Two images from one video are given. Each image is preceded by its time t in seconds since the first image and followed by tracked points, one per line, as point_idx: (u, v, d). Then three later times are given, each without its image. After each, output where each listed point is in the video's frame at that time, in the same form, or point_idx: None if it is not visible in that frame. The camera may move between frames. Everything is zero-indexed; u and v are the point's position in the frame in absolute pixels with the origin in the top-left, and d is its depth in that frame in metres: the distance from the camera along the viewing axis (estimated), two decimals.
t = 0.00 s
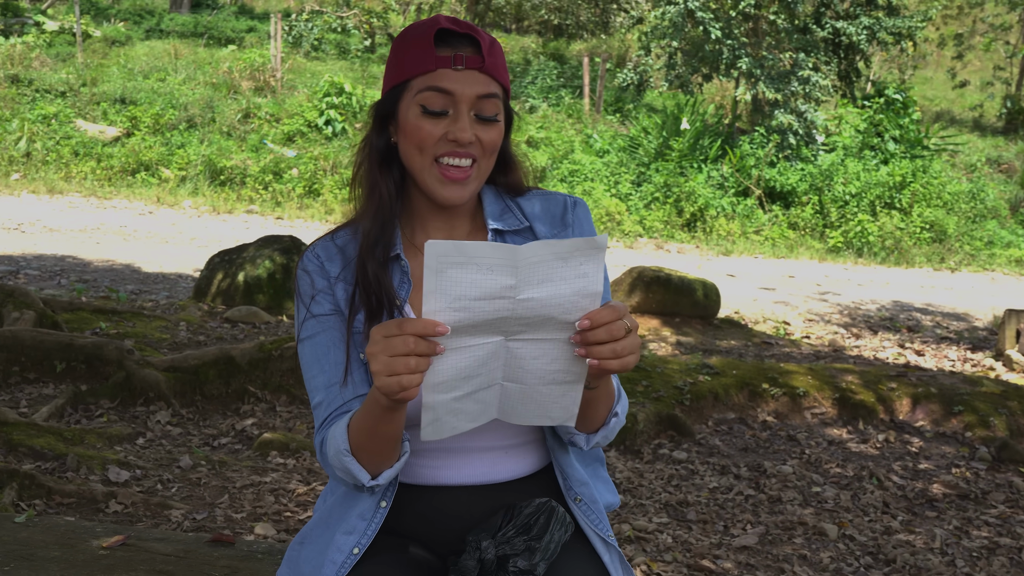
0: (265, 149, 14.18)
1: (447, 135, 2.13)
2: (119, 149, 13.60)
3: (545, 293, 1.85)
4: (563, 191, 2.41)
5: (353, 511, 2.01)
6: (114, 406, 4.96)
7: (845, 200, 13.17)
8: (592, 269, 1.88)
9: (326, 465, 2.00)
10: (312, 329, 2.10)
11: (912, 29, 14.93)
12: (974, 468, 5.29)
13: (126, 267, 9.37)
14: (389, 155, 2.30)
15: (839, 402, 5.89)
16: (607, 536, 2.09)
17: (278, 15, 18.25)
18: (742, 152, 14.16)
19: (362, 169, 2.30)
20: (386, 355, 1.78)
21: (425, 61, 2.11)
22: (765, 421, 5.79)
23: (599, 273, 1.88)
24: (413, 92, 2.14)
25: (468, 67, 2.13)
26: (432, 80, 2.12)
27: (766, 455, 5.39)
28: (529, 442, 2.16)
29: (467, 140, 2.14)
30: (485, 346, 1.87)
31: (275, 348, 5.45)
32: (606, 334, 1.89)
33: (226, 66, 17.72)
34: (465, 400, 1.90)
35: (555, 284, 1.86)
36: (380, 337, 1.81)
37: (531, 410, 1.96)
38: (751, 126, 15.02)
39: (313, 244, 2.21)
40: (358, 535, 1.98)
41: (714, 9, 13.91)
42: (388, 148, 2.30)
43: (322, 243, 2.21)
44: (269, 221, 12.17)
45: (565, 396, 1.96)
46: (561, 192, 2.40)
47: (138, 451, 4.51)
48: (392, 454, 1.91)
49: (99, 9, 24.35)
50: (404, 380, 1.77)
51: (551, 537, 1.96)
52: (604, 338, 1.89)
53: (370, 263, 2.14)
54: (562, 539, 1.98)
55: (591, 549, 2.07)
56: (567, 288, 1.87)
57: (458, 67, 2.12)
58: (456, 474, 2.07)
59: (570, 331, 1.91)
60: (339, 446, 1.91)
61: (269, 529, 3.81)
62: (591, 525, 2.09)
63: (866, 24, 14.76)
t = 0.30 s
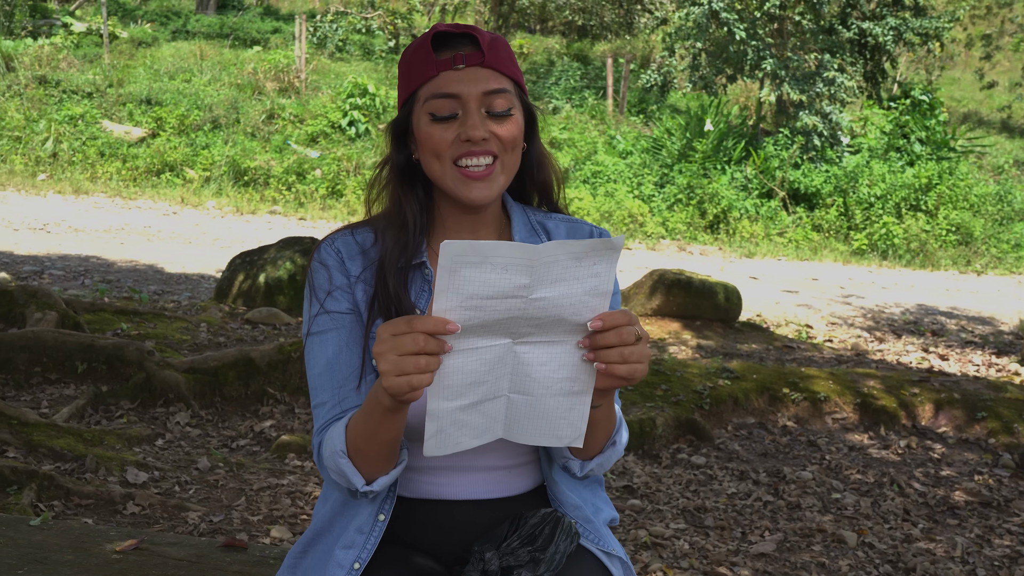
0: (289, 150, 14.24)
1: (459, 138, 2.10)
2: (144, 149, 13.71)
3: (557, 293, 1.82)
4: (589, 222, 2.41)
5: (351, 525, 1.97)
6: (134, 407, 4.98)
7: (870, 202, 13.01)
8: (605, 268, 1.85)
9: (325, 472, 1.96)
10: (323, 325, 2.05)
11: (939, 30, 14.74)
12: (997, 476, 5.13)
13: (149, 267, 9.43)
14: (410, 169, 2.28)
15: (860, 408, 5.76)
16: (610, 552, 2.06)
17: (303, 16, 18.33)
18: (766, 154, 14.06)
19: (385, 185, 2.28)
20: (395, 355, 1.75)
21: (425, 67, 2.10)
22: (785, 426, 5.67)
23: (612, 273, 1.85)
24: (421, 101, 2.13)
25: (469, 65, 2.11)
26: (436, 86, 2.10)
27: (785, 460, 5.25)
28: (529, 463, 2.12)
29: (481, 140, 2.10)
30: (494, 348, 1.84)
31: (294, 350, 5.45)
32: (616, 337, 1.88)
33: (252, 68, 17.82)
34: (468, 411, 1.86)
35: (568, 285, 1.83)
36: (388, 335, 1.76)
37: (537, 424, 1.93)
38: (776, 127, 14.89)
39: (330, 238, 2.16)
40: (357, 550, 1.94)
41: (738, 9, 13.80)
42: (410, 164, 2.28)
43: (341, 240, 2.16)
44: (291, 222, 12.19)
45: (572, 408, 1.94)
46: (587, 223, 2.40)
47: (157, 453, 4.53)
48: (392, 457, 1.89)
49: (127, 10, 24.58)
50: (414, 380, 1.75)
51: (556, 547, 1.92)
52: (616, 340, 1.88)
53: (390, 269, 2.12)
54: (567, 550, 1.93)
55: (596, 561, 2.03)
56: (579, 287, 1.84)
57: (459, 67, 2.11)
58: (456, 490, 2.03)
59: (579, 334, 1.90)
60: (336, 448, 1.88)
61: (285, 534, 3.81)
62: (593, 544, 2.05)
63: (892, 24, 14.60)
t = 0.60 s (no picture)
0: (301, 149, 14.24)
1: (467, 144, 2.06)
2: (157, 149, 13.73)
3: (567, 309, 1.79)
4: (599, 228, 2.36)
5: (357, 535, 1.94)
6: (143, 407, 4.98)
7: (884, 202, 12.88)
8: (615, 283, 1.82)
9: (329, 485, 1.93)
10: (327, 335, 2.03)
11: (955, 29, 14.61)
12: (1013, 479, 5.04)
13: (161, 267, 9.44)
14: (414, 176, 2.25)
15: (874, 410, 5.68)
16: (617, 558, 2.05)
17: (315, 16, 18.34)
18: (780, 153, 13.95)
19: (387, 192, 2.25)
20: (399, 378, 1.71)
21: (431, 70, 2.07)
22: (798, 428, 5.60)
23: (621, 288, 1.83)
24: (426, 106, 2.09)
25: (475, 68, 2.08)
26: (443, 89, 2.07)
27: (798, 462, 5.19)
28: (535, 470, 2.08)
29: (489, 146, 2.07)
30: (501, 365, 1.81)
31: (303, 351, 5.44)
32: (626, 355, 1.84)
33: (264, 67, 17.83)
34: (473, 425, 1.85)
35: (578, 301, 1.80)
36: (391, 358, 1.73)
37: (540, 437, 1.92)
38: (790, 127, 14.79)
39: (332, 245, 2.13)
40: (362, 560, 1.92)
41: (752, 8, 13.71)
42: (413, 171, 2.25)
43: (343, 248, 2.14)
44: (303, 222, 12.18)
45: (578, 425, 1.91)
46: (596, 229, 2.36)
47: (165, 454, 4.52)
48: (400, 474, 1.85)
49: (141, 10, 24.66)
50: (419, 404, 1.71)
51: (564, 556, 1.89)
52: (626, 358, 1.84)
53: (394, 279, 2.09)
54: (575, 559, 1.90)
55: (603, 566, 2.01)
56: (590, 302, 1.81)
57: (466, 70, 2.08)
58: (461, 499, 1.99)
59: (588, 351, 1.86)
60: (343, 465, 1.85)
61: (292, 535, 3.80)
62: (601, 551, 2.04)
63: (907, 23, 14.47)
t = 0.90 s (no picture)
0: (303, 148, 14.19)
1: (474, 143, 2.02)
2: (159, 148, 13.69)
3: (568, 311, 1.74)
4: (596, 221, 2.32)
5: (353, 544, 1.90)
6: (142, 408, 4.94)
7: (888, 201, 12.81)
8: (620, 285, 1.77)
9: (324, 493, 1.88)
10: (319, 339, 1.99)
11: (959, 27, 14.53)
12: (1020, 480, 4.98)
13: (162, 266, 9.40)
14: (410, 172, 2.19)
15: (879, 410, 5.62)
16: (623, 564, 2.00)
17: (317, 14, 18.29)
18: (783, 151, 13.89)
19: (381, 188, 2.20)
20: (393, 381, 1.66)
21: (440, 64, 2.01)
22: (803, 429, 5.54)
23: (627, 290, 1.78)
24: (432, 101, 2.03)
25: (488, 66, 2.03)
26: (452, 85, 2.02)
27: (803, 463, 5.13)
28: (539, 475, 2.04)
29: (497, 148, 2.02)
30: (501, 366, 1.76)
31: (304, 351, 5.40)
32: (629, 355, 1.79)
33: (266, 66, 17.81)
34: (472, 430, 1.80)
35: (580, 302, 1.75)
36: (385, 358, 1.68)
37: (542, 442, 1.87)
38: (793, 125, 14.72)
39: (323, 248, 2.09)
40: (359, 569, 1.88)
41: (755, 6, 13.65)
42: (408, 165, 2.19)
43: (334, 250, 2.09)
44: (305, 221, 12.12)
45: (579, 428, 1.87)
46: (594, 223, 2.31)
47: (164, 455, 4.48)
48: (396, 481, 1.81)
49: (143, 9, 24.62)
50: (414, 406, 1.66)
51: (568, 563, 1.84)
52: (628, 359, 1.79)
53: (388, 282, 2.04)
54: (579, 566, 1.85)
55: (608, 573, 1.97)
56: (593, 304, 1.76)
57: (477, 67, 2.03)
58: (462, 505, 1.95)
59: (590, 351, 1.81)
60: (337, 472, 1.80)
61: (291, 537, 3.76)
62: (608, 558, 1.99)
63: (911, 21, 14.41)
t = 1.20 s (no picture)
0: (305, 147, 14.15)
1: (481, 143, 1.97)
2: (160, 147, 13.63)
3: (579, 319, 1.69)
4: (603, 223, 2.26)
5: (355, 560, 1.85)
6: (142, 410, 4.88)
7: (891, 201, 12.76)
8: (633, 293, 1.73)
9: (325, 509, 1.83)
10: (318, 349, 1.94)
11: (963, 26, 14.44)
12: None
13: (162, 266, 9.36)
14: (412, 172, 2.14)
15: (886, 413, 5.56)
16: None
17: (318, 13, 18.23)
18: (786, 151, 13.83)
19: (382, 189, 2.15)
20: (398, 395, 1.61)
21: (450, 60, 1.97)
22: (809, 431, 5.48)
23: (639, 297, 1.73)
24: (439, 99, 1.99)
25: (498, 63, 1.99)
26: (460, 82, 1.97)
27: (809, 467, 5.08)
28: (547, 486, 1.99)
29: (504, 148, 1.97)
30: (507, 377, 1.71)
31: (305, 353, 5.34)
32: (642, 364, 1.75)
33: (267, 65, 17.77)
34: (478, 441, 1.75)
35: (591, 310, 1.71)
36: (389, 371, 1.63)
37: (550, 454, 1.83)
38: (796, 124, 14.66)
39: (323, 256, 2.04)
40: None
41: (758, 5, 13.58)
42: (411, 166, 2.14)
43: (334, 258, 2.05)
44: (306, 220, 12.07)
45: (589, 440, 1.82)
46: (601, 224, 2.26)
47: (164, 459, 4.43)
48: (399, 496, 1.76)
49: (144, 8, 24.53)
50: (420, 421, 1.62)
51: None
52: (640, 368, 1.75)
53: (389, 289, 1.99)
54: None
55: None
56: (605, 313, 1.72)
57: (487, 64, 1.98)
58: (468, 517, 1.90)
59: (600, 361, 1.77)
60: (338, 487, 1.75)
61: (291, 542, 3.72)
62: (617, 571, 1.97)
63: (914, 20, 14.35)
